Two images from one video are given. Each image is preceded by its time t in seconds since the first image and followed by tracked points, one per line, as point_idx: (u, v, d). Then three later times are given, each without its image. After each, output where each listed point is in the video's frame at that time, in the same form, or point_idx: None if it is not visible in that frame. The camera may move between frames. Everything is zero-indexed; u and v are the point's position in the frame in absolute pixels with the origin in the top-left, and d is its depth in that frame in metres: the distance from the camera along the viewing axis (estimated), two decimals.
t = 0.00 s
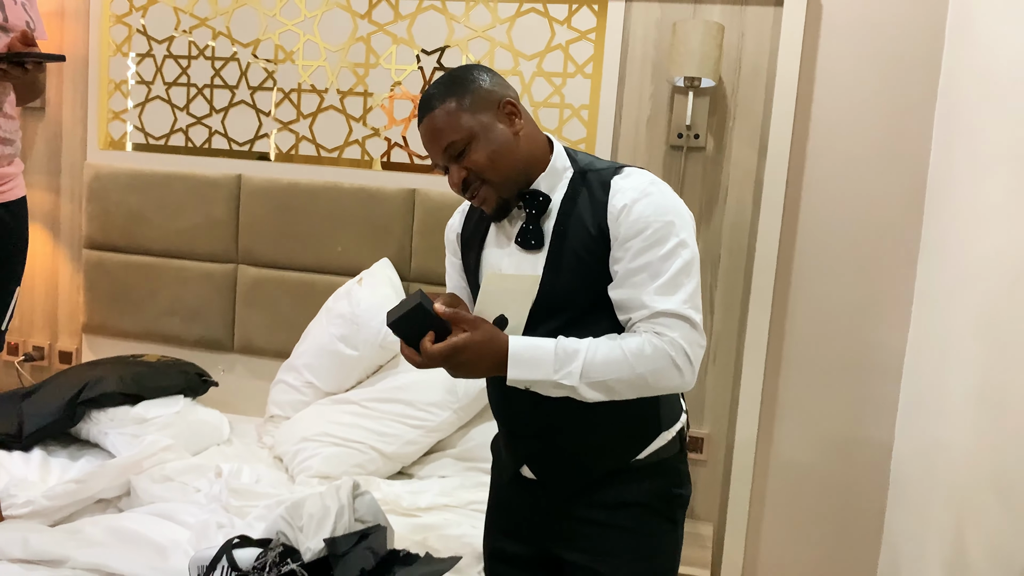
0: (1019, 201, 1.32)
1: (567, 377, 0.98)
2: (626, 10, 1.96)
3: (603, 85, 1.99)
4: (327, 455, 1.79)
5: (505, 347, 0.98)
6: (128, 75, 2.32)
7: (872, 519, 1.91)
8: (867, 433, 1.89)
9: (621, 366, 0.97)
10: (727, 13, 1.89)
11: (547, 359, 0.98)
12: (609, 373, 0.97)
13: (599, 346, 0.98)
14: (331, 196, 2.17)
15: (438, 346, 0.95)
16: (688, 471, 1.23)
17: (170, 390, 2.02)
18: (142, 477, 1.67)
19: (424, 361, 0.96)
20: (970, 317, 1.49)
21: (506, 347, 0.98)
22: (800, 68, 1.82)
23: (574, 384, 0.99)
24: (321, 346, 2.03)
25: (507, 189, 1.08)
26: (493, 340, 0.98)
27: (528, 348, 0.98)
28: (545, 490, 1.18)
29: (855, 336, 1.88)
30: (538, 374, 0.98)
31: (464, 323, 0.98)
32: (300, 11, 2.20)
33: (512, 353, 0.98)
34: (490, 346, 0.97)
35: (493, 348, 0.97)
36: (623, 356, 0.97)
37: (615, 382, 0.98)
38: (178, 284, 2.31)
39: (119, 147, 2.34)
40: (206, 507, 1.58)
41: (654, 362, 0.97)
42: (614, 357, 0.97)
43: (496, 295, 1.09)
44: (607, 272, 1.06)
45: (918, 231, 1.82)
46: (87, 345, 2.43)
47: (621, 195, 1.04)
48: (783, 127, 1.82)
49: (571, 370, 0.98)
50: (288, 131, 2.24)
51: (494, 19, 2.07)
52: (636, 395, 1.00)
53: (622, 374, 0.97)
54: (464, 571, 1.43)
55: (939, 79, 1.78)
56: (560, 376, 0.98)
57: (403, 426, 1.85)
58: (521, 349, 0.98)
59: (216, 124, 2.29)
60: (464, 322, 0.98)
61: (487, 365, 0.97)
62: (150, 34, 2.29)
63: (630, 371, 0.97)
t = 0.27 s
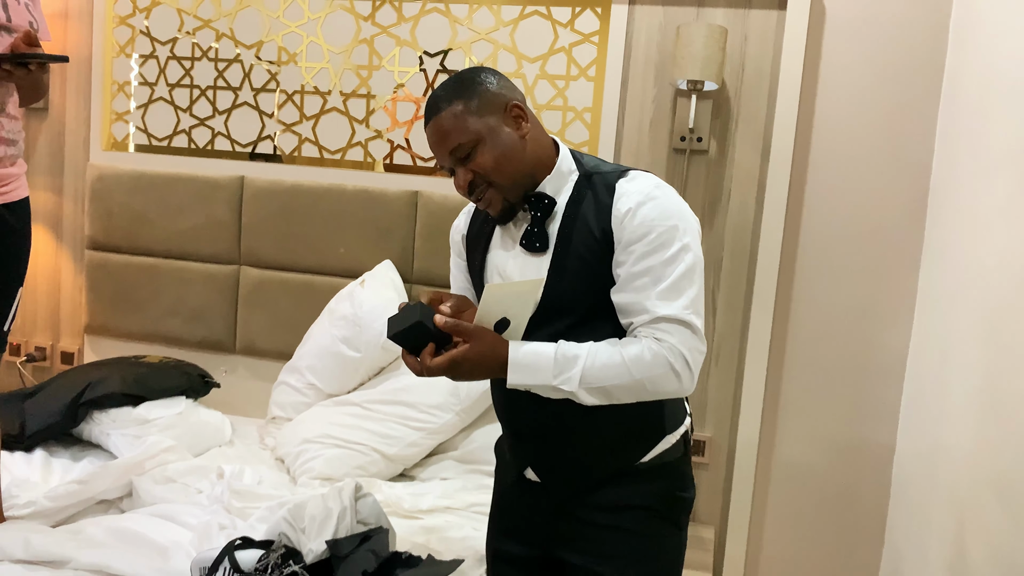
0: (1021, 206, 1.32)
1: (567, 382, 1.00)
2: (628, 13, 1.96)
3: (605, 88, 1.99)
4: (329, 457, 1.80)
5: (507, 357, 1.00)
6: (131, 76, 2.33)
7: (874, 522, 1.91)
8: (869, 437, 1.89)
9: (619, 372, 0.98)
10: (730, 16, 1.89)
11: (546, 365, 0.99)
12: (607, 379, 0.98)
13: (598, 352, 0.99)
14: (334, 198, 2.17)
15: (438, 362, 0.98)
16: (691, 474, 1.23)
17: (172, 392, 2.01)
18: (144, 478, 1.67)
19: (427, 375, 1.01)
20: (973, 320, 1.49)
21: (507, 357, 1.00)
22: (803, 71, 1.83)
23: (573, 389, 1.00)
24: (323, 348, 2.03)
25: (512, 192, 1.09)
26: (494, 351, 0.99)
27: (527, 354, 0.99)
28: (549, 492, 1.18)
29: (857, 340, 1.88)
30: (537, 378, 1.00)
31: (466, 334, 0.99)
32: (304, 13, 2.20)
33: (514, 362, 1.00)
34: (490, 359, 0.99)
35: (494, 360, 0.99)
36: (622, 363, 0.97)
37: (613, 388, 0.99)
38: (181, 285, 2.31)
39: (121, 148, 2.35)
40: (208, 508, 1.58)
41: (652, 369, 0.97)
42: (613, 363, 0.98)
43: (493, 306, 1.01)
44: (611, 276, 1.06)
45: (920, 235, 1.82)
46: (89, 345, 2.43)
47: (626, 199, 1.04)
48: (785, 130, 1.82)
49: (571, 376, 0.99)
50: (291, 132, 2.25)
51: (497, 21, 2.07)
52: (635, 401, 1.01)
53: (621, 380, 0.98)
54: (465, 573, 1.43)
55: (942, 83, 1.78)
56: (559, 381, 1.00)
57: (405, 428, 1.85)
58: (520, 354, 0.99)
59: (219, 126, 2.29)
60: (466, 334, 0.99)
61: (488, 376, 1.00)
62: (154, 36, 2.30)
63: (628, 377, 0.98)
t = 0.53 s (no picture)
0: None
1: (574, 384, 1.00)
2: (632, 14, 1.96)
3: (609, 90, 1.99)
4: (333, 459, 1.80)
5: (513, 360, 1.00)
6: (135, 78, 2.33)
7: (878, 524, 1.91)
8: (874, 439, 1.89)
9: (627, 375, 0.99)
10: (734, 17, 1.89)
11: (554, 366, 1.00)
12: (614, 381, 0.99)
13: (606, 354, 0.99)
14: (337, 199, 2.17)
15: (445, 365, 0.99)
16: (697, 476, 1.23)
17: (177, 393, 2.01)
18: (148, 479, 1.67)
19: (433, 376, 1.01)
20: (978, 322, 1.49)
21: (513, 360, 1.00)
22: (807, 72, 1.83)
23: (580, 391, 1.01)
24: (327, 350, 2.03)
25: (519, 194, 1.09)
26: (500, 355, 0.99)
27: (535, 356, 1.00)
28: (554, 494, 1.18)
29: (862, 341, 1.87)
30: (545, 380, 1.00)
31: (473, 338, 0.99)
32: (307, 15, 2.21)
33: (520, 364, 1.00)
34: (496, 362, 0.99)
35: (500, 363, 1.00)
36: (629, 366, 0.98)
37: (620, 390, 1.00)
38: (184, 287, 2.32)
39: (126, 150, 2.35)
40: (211, 510, 1.58)
41: (660, 372, 0.98)
42: (621, 366, 0.98)
43: (501, 307, 1.00)
44: (617, 278, 1.06)
45: (924, 236, 1.82)
46: (93, 347, 2.44)
47: (633, 202, 1.04)
48: (789, 131, 1.82)
49: (578, 377, 1.00)
50: (294, 134, 2.25)
51: (500, 23, 2.07)
52: (641, 402, 1.02)
53: (628, 382, 0.99)
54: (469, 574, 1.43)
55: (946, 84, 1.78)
56: (567, 383, 1.00)
57: (409, 430, 1.85)
58: (528, 355, 1.00)
59: (223, 127, 2.29)
60: (473, 338, 0.99)
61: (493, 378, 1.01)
62: (158, 38, 2.31)
63: (636, 380, 0.99)
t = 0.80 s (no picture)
0: None
1: (580, 383, 1.00)
2: (632, 12, 1.96)
3: (609, 88, 1.99)
4: (335, 459, 1.80)
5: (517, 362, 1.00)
6: (136, 79, 2.34)
7: (881, 523, 1.90)
8: (877, 437, 1.88)
9: (632, 375, 0.98)
10: (735, 15, 1.89)
11: (560, 366, 1.00)
12: (620, 381, 0.99)
13: (612, 353, 0.99)
14: (338, 199, 2.17)
15: (449, 371, 1.02)
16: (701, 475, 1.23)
17: (179, 394, 2.01)
18: (151, 480, 1.67)
19: (440, 381, 1.04)
20: (980, 319, 1.49)
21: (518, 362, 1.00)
22: (807, 70, 1.82)
23: (586, 390, 1.00)
24: (328, 351, 2.03)
25: (523, 193, 1.09)
26: (505, 357, 1.00)
27: (540, 355, 1.00)
28: (558, 493, 1.19)
29: (864, 339, 1.87)
30: (550, 380, 1.00)
31: (475, 343, 1.00)
32: (307, 15, 2.21)
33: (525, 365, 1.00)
34: (500, 365, 1.00)
35: (504, 366, 1.00)
36: (635, 365, 0.98)
37: (626, 390, 1.00)
38: (186, 287, 2.32)
39: (126, 151, 2.35)
40: (213, 510, 1.58)
41: (666, 372, 0.98)
42: (626, 365, 0.98)
43: (510, 308, 1.00)
44: (622, 277, 1.06)
45: (926, 234, 1.82)
46: (95, 348, 2.44)
47: (638, 202, 1.04)
48: (790, 129, 1.81)
49: (584, 377, 1.00)
50: (295, 134, 2.25)
51: (500, 22, 2.07)
52: (646, 402, 1.02)
53: (634, 382, 0.99)
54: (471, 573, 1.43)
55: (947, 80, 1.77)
56: (573, 382, 1.00)
57: (411, 430, 1.85)
58: (534, 356, 1.00)
59: (223, 128, 2.29)
60: (475, 343, 1.00)
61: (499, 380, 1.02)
62: (158, 39, 2.31)
63: (641, 380, 0.99)
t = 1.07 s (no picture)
0: None
1: (584, 382, 1.01)
2: (632, 11, 1.96)
3: (609, 87, 1.99)
4: (335, 458, 1.80)
5: (519, 360, 1.01)
6: (135, 78, 2.33)
7: (881, 522, 1.90)
8: (877, 436, 1.88)
9: (637, 373, 1.00)
10: (735, 14, 1.89)
11: (564, 365, 1.01)
12: (625, 379, 1.00)
13: (616, 352, 1.01)
14: (338, 198, 2.17)
15: (451, 372, 1.01)
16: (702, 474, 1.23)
17: (178, 393, 2.01)
18: (150, 479, 1.66)
19: (442, 382, 1.04)
20: (980, 317, 1.48)
21: (521, 359, 1.01)
22: (807, 68, 1.82)
23: (590, 388, 1.02)
24: (328, 349, 2.03)
25: (527, 192, 1.09)
26: (507, 356, 1.00)
27: (544, 353, 1.01)
28: (559, 492, 1.18)
29: (864, 338, 1.87)
30: (555, 378, 1.01)
31: (477, 343, 1.00)
32: (307, 14, 2.20)
33: (528, 363, 1.01)
34: (502, 364, 1.01)
35: (507, 364, 1.01)
36: (639, 363, 0.99)
37: (630, 388, 1.01)
38: (186, 286, 2.31)
39: (126, 150, 2.35)
40: (212, 509, 1.58)
41: (670, 369, 0.99)
42: (631, 364, 1.00)
43: (511, 306, 1.00)
44: (626, 276, 1.07)
45: (926, 232, 1.81)
46: (94, 347, 2.44)
47: (643, 200, 1.06)
48: (790, 128, 1.81)
49: (588, 376, 1.01)
50: (294, 133, 2.25)
51: (500, 20, 2.07)
52: (649, 400, 1.03)
53: (638, 380, 1.00)
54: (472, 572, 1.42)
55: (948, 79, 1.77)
56: (576, 381, 1.01)
57: (411, 429, 1.85)
58: (538, 354, 1.01)
59: (223, 127, 2.29)
60: (477, 343, 1.00)
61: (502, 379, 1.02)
62: (157, 37, 2.30)
63: (645, 378, 1.00)
